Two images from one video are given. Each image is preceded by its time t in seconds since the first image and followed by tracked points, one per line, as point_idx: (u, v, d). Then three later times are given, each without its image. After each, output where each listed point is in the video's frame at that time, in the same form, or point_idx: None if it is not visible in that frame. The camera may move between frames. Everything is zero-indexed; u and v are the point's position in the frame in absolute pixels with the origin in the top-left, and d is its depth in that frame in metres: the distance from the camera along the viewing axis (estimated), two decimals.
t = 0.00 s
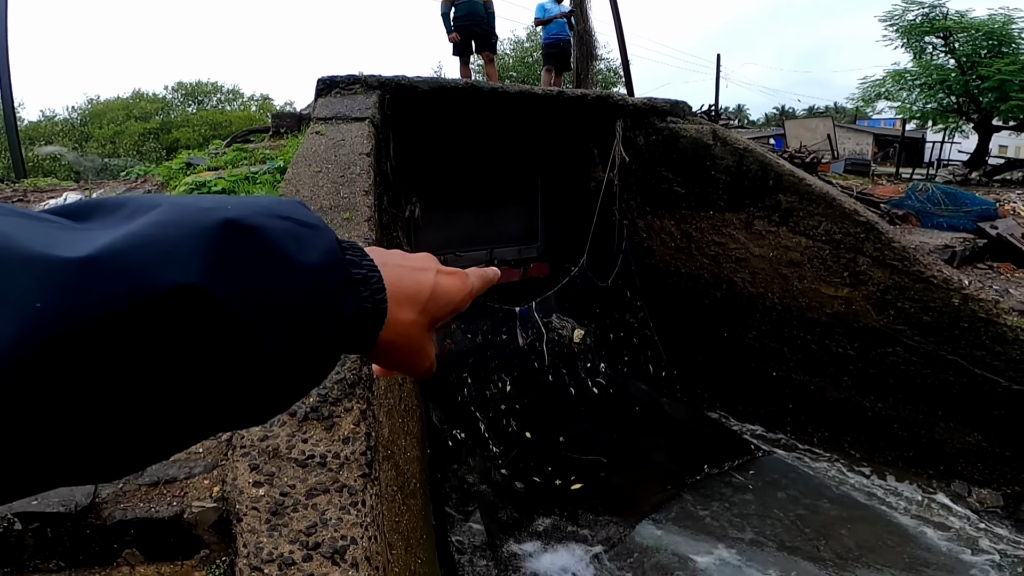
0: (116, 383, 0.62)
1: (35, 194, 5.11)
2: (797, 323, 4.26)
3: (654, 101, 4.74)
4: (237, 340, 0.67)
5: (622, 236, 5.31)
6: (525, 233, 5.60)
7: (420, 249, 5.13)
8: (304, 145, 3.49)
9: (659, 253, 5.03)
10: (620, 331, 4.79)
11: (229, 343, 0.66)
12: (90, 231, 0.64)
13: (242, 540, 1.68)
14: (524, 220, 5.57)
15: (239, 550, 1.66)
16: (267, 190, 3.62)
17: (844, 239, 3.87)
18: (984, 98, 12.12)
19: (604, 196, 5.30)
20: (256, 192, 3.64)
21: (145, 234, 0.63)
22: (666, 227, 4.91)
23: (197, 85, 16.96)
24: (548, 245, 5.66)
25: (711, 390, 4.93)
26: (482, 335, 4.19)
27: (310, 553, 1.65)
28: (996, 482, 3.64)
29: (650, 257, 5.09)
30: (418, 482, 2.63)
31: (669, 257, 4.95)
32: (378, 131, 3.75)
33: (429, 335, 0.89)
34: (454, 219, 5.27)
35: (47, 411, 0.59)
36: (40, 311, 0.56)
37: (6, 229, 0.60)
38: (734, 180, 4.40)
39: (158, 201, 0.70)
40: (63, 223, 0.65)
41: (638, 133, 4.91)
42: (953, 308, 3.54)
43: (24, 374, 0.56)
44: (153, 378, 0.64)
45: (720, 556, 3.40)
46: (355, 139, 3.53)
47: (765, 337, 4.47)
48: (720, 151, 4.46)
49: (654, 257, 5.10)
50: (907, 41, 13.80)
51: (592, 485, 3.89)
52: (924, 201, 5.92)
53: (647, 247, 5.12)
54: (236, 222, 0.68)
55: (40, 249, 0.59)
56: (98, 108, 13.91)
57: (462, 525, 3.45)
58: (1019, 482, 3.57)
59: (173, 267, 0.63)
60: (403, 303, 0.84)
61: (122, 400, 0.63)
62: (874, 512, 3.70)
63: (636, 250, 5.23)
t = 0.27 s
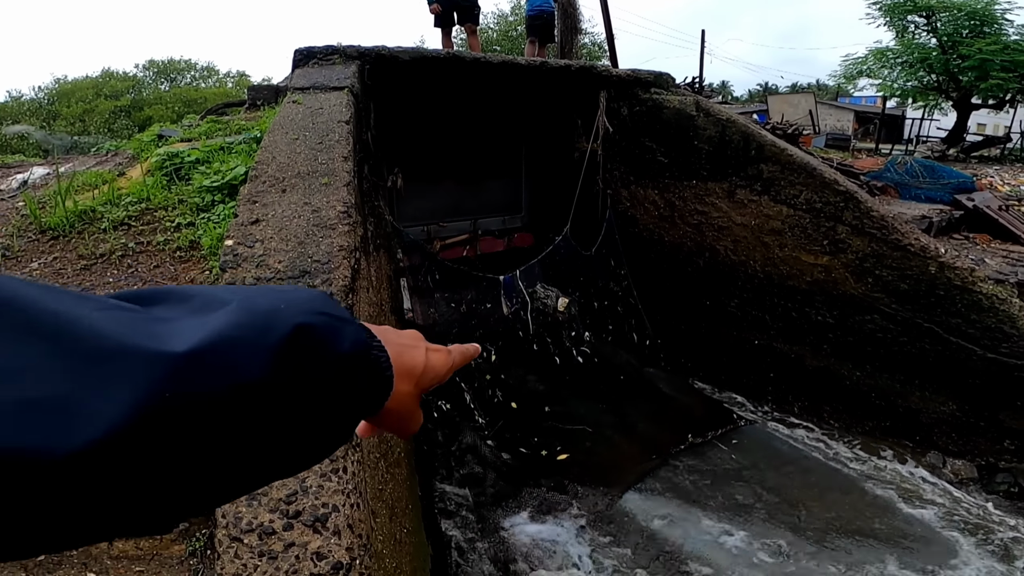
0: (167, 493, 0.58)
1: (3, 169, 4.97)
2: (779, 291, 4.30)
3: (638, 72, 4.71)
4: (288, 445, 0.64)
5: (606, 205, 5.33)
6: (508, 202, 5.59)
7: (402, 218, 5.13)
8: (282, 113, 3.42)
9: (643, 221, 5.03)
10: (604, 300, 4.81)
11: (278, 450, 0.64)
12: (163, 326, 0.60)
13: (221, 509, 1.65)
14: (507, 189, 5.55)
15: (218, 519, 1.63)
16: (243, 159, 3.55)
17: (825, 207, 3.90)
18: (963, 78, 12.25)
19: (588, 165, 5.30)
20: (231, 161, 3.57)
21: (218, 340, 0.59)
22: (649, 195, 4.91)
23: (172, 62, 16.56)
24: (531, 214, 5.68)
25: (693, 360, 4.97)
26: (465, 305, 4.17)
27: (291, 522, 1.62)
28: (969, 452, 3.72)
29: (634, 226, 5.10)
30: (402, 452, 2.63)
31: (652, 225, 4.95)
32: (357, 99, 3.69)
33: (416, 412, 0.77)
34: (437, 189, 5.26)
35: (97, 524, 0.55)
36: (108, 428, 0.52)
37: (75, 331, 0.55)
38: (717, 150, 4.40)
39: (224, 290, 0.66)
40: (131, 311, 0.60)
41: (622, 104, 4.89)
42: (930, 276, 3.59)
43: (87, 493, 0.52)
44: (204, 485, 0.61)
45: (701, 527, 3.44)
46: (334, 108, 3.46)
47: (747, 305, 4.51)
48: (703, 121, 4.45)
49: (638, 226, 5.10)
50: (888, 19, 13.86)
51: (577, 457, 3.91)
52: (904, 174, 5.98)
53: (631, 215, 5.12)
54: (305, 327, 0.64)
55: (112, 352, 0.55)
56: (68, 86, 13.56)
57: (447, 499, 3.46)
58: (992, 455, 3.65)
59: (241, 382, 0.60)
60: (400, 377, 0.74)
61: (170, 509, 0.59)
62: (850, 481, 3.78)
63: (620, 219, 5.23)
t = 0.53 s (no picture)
0: (243, 496, 0.58)
1: None
2: (763, 264, 4.33)
3: (627, 47, 4.71)
4: (359, 445, 0.64)
5: (593, 178, 5.30)
6: (495, 174, 5.56)
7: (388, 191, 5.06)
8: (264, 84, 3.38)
9: (630, 195, 5.03)
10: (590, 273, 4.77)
11: (355, 450, 0.64)
12: (236, 323, 0.59)
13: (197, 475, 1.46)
14: (493, 159, 5.53)
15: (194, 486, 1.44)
16: (222, 131, 3.50)
17: (809, 183, 3.94)
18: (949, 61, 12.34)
19: (575, 139, 5.28)
20: (210, 133, 3.52)
21: (292, 346, 0.59)
22: (637, 169, 4.91)
23: (149, 39, 16.19)
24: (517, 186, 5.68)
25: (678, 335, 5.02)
26: (452, 278, 4.16)
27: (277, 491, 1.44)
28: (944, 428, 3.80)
29: (621, 199, 5.10)
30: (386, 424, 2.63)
31: (639, 198, 4.96)
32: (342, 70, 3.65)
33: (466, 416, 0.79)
34: (424, 160, 5.19)
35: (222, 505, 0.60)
36: (185, 434, 0.52)
37: (150, 330, 0.55)
38: (704, 125, 4.41)
39: (293, 289, 0.65)
40: (203, 306, 0.60)
41: (609, 78, 4.88)
42: (910, 251, 3.64)
43: (173, 494, 0.53)
44: (284, 485, 0.61)
45: (683, 500, 3.50)
46: (317, 80, 3.42)
47: (732, 279, 4.55)
48: (690, 97, 4.45)
49: (624, 200, 5.10)
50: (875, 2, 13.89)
51: (562, 430, 3.93)
52: (888, 152, 6.04)
53: (618, 189, 5.11)
54: (375, 334, 0.64)
55: (189, 355, 0.55)
56: (41, 64, 13.25)
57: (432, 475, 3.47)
58: (966, 429, 3.75)
59: (314, 390, 0.59)
60: (452, 382, 0.75)
61: (247, 508, 0.59)
62: (826, 455, 3.83)
63: (607, 192, 5.23)
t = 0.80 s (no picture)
0: (300, 470, 0.58)
1: None
2: (749, 255, 4.37)
3: (616, 39, 4.75)
4: (409, 419, 0.64)
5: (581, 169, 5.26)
6: (484, 164, 5.59)
7: (376, 180, 5.07)
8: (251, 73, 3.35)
9: (618, 185, 5.05)
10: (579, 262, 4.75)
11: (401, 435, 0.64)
12: (281, 300, 0.60)
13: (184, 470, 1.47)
14: (482, 149, 5.55)
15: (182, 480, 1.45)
16: (207, 119, 3.47)
17: (794, 175, 3.99)
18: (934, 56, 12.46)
19: (564, 130, 5.25)
20: (195, 121, 3.49)
21: (335, 320, 0.58)
22: (625, 160, 4.92)
23: (131, 28, 15.94)
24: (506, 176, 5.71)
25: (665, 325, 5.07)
26: (441, 267, 4.16)
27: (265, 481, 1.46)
28: (922, 418, 3.89)
29: (609, 189, 5.10)
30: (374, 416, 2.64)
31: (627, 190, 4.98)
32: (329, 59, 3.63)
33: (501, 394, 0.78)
34: (412, 149, 5.21)
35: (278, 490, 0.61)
36: (237, 408, 0.52)
37: (197, 304, 0.55)
38: (692, 117, 4.43)
39: (338, 269, 0.65)
40: (247, 284, 0.60)
41: (599, 70, 4.89)
42: (892, 243, 3.69)
43: (228, 478, 0.53)
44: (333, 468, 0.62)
45: (670, 490, 3.54)
46: (304, 68, 3.40)
47: (718, 270, 4.59)
48: (679, 89, 4.47)
49: (613, 190, 5.10)
50: None
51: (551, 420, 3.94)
52: (873, 145, 6.11)
53: (607, 178, 5.12)
54: (420, 314, 0.63)
55: (240, 331, 0.55)
56: (19, 52, 13.01)
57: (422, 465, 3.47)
58: (944, 420, 3.83)
59: (359, 365, 0.59)
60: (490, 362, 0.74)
61: (298, 490, 0.60)
62: (809, 446, 3.87)
63: (596, 182, 5.22)
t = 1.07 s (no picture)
0: (361, 453, 0.60)
1: None
2: (743, 256, 4.41)
3: (612, 40, 4.76)
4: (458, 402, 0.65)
5: (577, 169, 5.30)
6: (480, 165, 5.60)
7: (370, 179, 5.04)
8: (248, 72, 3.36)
9: (613, 186, 5.07)
10: (575, 262, 4.77)
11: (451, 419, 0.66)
12: (333, 284, 0.61)
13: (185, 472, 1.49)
14: (478, 149, 5.55)
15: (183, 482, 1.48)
16: (204, 119, 3.48)
17: (788, 177, 4.02)
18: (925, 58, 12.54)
19: (560, 130, 5.28)
20: (192, 120, 3.49)
21: (384, 305, 0.59)
22: (620, 160, 4.95)
23: (123, 25, 15.85)
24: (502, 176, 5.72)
25: (659, 324, 5.10)
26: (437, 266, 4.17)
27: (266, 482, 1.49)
28: (913, 417, 3.94)
29: (604, 190, 5.13)
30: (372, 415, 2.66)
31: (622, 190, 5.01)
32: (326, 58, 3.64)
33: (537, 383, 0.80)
34: (407, 148, 5.18)
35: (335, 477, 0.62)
36: (294, 396, 0.53)
37: (253, 288, 0.56)
38: (686, 119, 4.47)
39: (386, 253, 0.66)
40: (299, 267, 0.61)
41: (595, 70, 4.91)
42: (883, 244, 3.73)
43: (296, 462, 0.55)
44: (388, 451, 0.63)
45: (664, 488, 3.58)
46: (301, 68, 3.41)
47: (712, 270, 4.63)
48: (675, 91, 4.51)
49: (608, 190, 5.13)
50: None
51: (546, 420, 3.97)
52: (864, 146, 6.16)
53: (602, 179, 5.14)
54: (466, 298, 0.64)
55: (298, 315, 0.56)
56: (10, 49, 12.92)
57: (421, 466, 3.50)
58: (934, 420, 3.88)
59: (411, 348, 0.60)
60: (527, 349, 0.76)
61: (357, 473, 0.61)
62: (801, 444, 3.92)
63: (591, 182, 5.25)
